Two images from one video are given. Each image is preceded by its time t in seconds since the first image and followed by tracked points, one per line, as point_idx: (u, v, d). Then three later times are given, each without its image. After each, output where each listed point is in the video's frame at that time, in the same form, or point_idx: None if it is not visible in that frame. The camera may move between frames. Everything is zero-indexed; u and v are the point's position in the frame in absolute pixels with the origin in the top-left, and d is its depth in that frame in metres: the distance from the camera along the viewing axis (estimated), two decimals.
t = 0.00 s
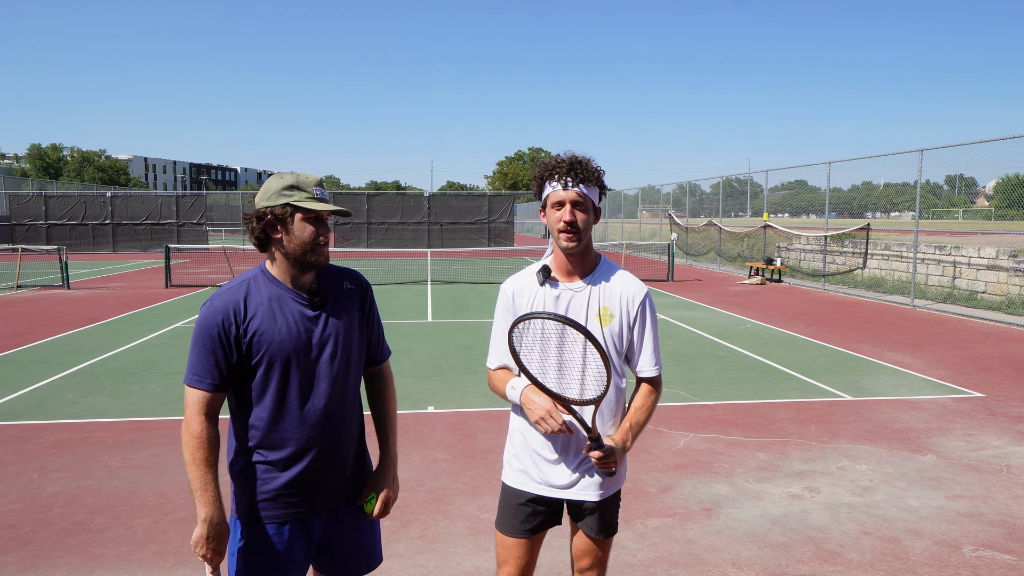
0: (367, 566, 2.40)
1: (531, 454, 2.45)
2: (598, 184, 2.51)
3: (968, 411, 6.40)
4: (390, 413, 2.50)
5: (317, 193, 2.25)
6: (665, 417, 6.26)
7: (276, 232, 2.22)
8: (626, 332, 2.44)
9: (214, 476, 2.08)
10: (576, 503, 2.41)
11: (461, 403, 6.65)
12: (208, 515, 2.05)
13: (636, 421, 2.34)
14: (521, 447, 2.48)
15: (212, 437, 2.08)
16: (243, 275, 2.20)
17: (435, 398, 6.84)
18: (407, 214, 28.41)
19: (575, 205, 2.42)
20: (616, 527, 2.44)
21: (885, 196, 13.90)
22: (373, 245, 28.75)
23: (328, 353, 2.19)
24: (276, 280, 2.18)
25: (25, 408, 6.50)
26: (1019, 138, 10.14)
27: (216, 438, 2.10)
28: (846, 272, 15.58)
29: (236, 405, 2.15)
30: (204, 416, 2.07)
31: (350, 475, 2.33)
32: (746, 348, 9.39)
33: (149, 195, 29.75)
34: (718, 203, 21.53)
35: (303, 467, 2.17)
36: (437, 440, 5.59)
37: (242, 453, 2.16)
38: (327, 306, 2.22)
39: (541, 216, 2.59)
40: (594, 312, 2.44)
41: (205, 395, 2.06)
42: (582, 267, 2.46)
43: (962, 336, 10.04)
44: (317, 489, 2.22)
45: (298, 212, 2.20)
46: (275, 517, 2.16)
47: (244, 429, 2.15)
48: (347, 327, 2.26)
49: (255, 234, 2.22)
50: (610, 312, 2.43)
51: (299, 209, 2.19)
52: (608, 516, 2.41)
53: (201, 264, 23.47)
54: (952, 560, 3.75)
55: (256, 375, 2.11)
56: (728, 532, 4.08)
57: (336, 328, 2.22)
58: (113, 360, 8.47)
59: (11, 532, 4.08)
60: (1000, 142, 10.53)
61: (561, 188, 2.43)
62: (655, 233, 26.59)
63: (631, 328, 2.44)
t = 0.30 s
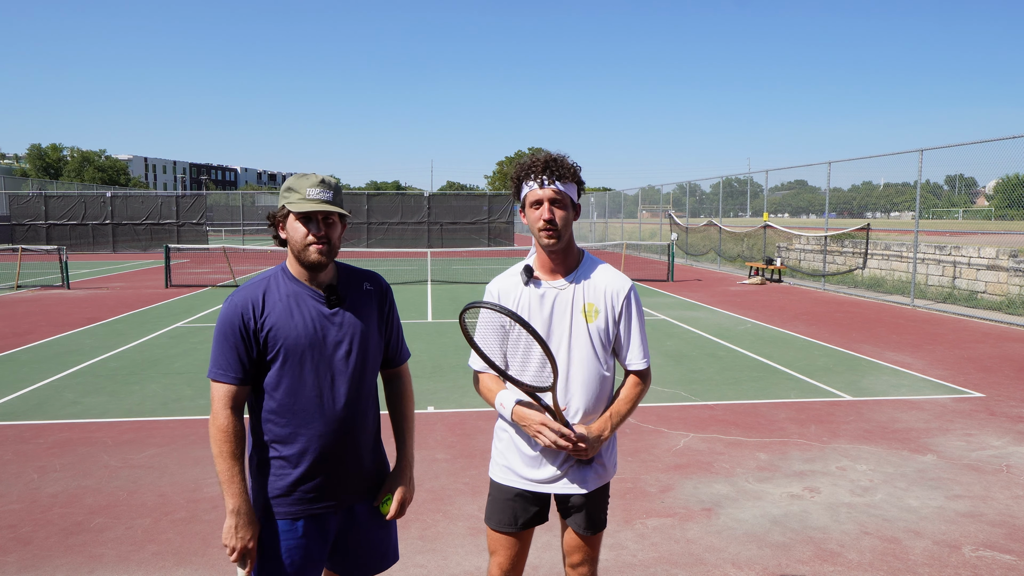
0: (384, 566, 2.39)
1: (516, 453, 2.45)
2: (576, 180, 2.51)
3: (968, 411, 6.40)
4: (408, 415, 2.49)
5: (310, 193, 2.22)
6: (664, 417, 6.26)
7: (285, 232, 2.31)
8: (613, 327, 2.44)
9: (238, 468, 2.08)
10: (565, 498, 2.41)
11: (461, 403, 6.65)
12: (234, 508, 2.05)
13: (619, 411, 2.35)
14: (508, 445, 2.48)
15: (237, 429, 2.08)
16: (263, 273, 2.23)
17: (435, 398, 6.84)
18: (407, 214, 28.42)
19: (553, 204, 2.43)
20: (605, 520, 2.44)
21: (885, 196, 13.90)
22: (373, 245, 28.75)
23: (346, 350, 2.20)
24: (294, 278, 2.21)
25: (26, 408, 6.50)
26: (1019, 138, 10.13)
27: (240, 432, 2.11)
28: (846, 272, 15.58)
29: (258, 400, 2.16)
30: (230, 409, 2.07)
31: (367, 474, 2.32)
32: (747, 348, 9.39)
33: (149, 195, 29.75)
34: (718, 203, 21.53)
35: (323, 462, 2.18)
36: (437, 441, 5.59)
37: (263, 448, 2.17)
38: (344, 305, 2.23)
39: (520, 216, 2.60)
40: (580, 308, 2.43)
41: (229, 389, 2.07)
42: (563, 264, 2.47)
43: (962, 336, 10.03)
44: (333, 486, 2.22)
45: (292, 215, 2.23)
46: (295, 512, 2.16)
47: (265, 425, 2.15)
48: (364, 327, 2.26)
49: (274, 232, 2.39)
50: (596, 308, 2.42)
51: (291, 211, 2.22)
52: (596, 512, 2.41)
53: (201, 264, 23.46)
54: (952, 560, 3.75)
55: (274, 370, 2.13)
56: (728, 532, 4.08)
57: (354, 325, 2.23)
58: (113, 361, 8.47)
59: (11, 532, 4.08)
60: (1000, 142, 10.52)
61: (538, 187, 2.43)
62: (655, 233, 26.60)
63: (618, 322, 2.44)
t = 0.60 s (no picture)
0: (397, 565, 2.37)
1: (500, 454, 2.46)
2: (556, 180, 2.50)
3: (968, 411, 6.40)
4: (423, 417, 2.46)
5: (324, 194, 2.21)
6: (664, 417, 6.26)
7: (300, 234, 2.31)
8: (595, 324, 2.44)
9: (253, 463, 2.11)
10: (551, 498, 2.42)
11: (461, 403, 6.65)
12: (248, 501, 2.08)
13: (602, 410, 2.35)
14: (492, 445, 2.48)
15: (252, 425, 2.12)
16: (282, 274, 2.26)
17: (435, 398, 6.84)
18: (407, 214, 28.41)
19: (533, 203, 2.42)
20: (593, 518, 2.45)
21: (885, 196, 13.90)
22: (373, 245, 28.75)
23: (357, 350, 2.19)
24: (310, 279, 2.22)
25: (25, 408, 6.50)
26: (1018, 137, 10.13)
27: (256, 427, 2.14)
28: (846, 272, 15.59)
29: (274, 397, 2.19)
30: (246, 404, 2.11)
31: (381, 475, 2.31)
32: (747, 348, 9.38)
33: (149, 195, 29.75)
34: (718, 203, 21.53)
35: (335, 461, 2.18)
36: (436, 441, 5.59)
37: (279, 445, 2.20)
38: (358, 306, 2.23)
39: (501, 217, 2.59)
40: (562, 307, 2.43)
41: (245, 385, 2.11)
42: (545, 263, 2.46)
43: (962, 336, 10.03)
44: (346, 485, 2.22)
45: (306, 216, 2.23)
46: (307, 509, 2.17)
47: (280, 421, 2.18)
48: (379, 328, 2.25)
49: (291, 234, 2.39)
50: (578, 305, 2.42)
51: (305, 212, 2.22)
52: (583, 512, 2.42)
53: (201, 264, 23.45)
54: (952, 560, 3.75)
55: (288, 368, 2.15)
56: (728, 532, 4.08)
57: (367, 325, 2.22)
58: (113, 361, 8.47)
59: (11, 532, 4.07)
60: (1000, 142, 10.51)
61: (517, 187, 2.43)
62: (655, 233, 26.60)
63: (600, 319, 2.44)
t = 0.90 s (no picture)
0: (402, 566, 2.36)
1: (485, 456, 2.46)
2: (536, 179, 2.50)
3: (968, 411, 6.40)
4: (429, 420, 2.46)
5: (333, 193, 2.22)
6: (664, 417, 6.26)
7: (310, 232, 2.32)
8: (577, 321, 2.45)
9: (261, 460, 2.11)
10: (540, 499, 2.42)
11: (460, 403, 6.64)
12: (256, 499, 2.09)
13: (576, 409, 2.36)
14: (479, 447, 2.48)
15: (261, 422, 2.12)
16: (291, 273, 2.27)
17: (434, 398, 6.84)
18: (407, 214, 28.42)
19: (513, 203, 2.42)
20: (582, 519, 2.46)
21: (885, 196, 13.90)
22: (373, 245, 28.76)
23: (365, 349, 2.19)
24: (319, 278, 2.23)
25: (26, 408, 6.50)
26: (1018, 137, 10.12)
27: (265, 425, 2.15)
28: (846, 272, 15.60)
29: (283, 395, 2.20)
30: (256, 402, 2.12)
31: (386, 475, 2.31)
32: (747, 348, 9.39)
33: (149, 194, 29.75)
34: (718, 203, 21.54)
35: (342, 459, 2.18)
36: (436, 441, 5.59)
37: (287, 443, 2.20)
38: (365, 306, 2.23)
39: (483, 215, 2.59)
40: (544, 304, 2.43)
41: (255, 383, 2.12)
42: (525, 262, 2.47)
43: (962, 336, 10.03)
44: (353, 484, 2.22)
45: (315, 215, 2.24)
46: (314, 507, 2.17)
47: (288, 420, 2.18)
48: (386, 327, 2.25)
49: (301, 233, 2.40)
50: (560, 302, 2.43)
51: (315, 211, 2.23)
52: (574, 513, 2.43)
53: (201, 264, 23.45)
54: (952, 560, 3.75)
55: (296, 367, 2.15)
56: (728, 532, 4.08)
57: (374, 325, 2.22)
58: (113, 361, 8.47)
59: (11, 532, 4.08)
60: (1000, 142, 10.50)
61: (497, 186, 2.43)
62: (654, 233, 26.62)
63: (581, 316, 2.44)
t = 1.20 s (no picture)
0: (398, 567, 2.36)
1: (475, 460, 2.46)
2: (515, 180, 2.50)
3: (968, 411, 6.40)
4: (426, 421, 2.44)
5: (335, 192, 2.22)
6: (664, 417, 6.26)
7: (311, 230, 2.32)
8: (560, 319, 2.45)
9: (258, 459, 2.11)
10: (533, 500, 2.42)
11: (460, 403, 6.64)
12: (253, 497, 2.09)
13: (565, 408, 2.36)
14: (467, 451, 2.48)
15: (258, 421, 2.12)
16: (290, 272, 2.26)
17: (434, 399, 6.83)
18: (407, 214, 28.41)
19: (494, 201, 2.41)
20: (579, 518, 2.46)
21: (885, 196, 13.90)
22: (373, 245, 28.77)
23: (364, 349, 2.19)
24: (320, 277, 2.23)
25: (26, 408, 6.50)
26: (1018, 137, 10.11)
27: (262, 424, 2.15)
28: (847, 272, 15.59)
29: (281, 395, 2.20)
30: (253, 401, 2.12)
31: (384, 476, 2.31)
32: (747, 347, 9.38)
33: (149, 194, 29.76)
34: (718, 203, 21.54)
35: (339, 459, 2.18)
36: (436, 441, 5.59)
37: (284, 442, 2.20)
38: (366, 305, 2.23)
39: (462, 216, 2.58)
40: (527, 302, 2.43)
41: (252, 381, 2.12)
42: (507, 262, 2.47)
43: (962, 336, 10.03)
44: (350, 485, 2.21)
45: (317, 214, 2.23)
46: (311, 508, 2.17)
47: (286, 419, 2.18)
48: (386, 327, 2.25)
49: (302, 232, 2.40)
50: (543, 300, 2.43)
51: (317, 210, 2.23)
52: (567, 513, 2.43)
53: (201, 264, 23.45)
54: (952, 560, 3.75)
55: (295, 365, 2.15)
56: (728, 532, 4.08)
57: (374, 325, 2.22)
58: (114, 361, 8.47)
59: (11, 532, 4.08)
60: (1000, 142, 10.50)
61: (478, 185, 2.42)
62: (654, 233, 26.62)
63: (564, 313, 2.45)
